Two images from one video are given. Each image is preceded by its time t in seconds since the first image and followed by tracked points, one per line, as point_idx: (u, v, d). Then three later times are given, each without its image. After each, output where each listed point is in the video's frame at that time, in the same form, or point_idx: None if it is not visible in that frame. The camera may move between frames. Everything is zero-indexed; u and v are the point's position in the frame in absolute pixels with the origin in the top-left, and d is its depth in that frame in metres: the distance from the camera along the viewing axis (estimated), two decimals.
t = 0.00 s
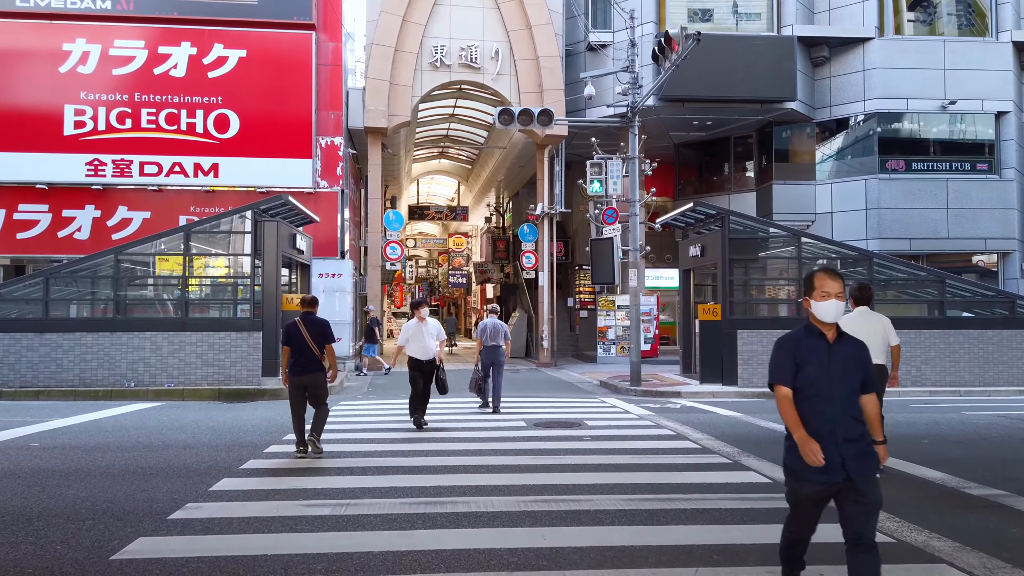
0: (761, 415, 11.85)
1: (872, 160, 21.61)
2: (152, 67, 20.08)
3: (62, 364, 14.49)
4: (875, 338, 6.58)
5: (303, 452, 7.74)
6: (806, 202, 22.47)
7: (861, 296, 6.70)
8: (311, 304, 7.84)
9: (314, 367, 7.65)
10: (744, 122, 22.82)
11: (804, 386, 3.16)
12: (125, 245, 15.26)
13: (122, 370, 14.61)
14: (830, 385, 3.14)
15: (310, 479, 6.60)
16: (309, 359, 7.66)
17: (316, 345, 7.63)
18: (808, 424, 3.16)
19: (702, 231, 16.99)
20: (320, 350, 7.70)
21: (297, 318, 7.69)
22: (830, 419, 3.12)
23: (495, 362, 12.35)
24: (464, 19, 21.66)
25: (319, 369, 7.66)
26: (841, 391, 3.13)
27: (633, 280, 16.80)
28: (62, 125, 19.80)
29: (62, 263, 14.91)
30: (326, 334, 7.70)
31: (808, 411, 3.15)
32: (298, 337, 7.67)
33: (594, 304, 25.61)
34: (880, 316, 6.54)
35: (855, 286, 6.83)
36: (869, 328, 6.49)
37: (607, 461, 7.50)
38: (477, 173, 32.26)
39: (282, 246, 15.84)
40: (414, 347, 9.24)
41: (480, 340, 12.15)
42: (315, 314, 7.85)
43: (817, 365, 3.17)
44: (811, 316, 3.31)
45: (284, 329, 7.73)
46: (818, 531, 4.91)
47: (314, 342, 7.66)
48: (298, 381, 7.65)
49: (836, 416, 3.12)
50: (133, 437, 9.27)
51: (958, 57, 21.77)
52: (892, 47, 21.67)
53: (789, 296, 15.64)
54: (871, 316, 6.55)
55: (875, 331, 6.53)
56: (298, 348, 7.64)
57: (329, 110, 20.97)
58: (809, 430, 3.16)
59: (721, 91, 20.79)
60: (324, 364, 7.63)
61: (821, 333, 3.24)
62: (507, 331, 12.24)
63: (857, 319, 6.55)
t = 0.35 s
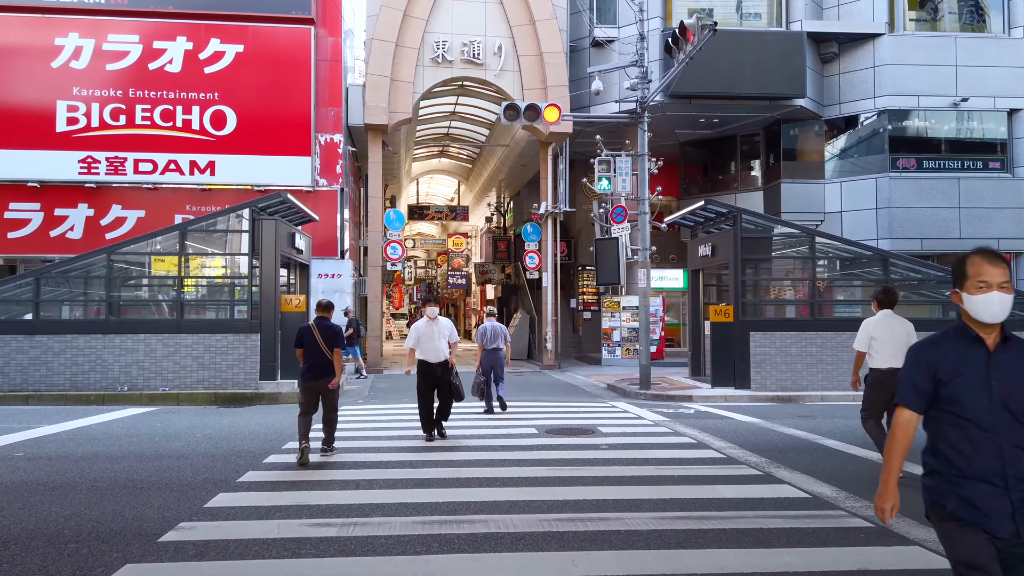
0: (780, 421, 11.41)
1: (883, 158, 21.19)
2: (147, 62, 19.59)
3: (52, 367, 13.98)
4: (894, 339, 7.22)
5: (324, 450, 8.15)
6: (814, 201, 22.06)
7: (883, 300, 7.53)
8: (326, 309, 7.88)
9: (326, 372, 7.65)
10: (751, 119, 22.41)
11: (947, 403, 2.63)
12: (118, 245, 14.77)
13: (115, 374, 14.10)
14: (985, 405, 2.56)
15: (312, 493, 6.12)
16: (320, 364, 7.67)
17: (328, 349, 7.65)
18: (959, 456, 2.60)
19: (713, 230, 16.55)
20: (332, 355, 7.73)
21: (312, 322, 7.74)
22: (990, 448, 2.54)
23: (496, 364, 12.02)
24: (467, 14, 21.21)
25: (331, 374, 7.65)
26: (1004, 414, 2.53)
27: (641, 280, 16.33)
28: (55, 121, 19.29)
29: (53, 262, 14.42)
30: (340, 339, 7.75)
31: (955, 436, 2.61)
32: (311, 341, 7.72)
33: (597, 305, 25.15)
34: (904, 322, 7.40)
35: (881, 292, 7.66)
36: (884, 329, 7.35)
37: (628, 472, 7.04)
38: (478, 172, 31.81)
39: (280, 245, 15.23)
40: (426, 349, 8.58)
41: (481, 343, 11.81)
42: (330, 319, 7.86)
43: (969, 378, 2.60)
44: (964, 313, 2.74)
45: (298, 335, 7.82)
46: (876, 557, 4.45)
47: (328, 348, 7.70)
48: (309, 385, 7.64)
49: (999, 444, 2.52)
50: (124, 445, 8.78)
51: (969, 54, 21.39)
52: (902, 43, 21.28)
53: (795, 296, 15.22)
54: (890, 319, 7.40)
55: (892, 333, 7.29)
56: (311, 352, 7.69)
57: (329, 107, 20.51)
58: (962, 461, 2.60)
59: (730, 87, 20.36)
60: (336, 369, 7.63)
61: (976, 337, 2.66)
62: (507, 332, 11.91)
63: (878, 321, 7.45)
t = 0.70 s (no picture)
0: (802, 426, 10.91)
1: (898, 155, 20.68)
2: (144, 57, 19.13)
3: (45, 371, 13.50)
4: (915, 344, 7.00)
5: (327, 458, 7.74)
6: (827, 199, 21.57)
7: (899, 304, 7.24)
8: (333, 311, 8.19)
9: (337, 371, 7.87)
10: (762, 115, 21.91)
11: None
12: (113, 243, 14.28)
13: (109, 378, 13.61)
14: None
15: (314, 510, 5.64)
16: (332, 364, 7.89)
17: (340, 348, 7.93)
18: None
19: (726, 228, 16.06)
20: (342, 355, 7.98)
21: (322, 324, 8.01)
22: None
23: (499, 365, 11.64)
24: (471, 8, 20.74)
25: (343, 373, 7.88)
26: None
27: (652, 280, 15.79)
28: (49, 118, 18.82)
29: (46, 262, 13.95)
30: (351, 339, 8.02)
31: None
32: (322, 341, 7.96)
33: (604, 305, 24.67)
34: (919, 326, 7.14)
35: (894, 295, 7.35)
36: (907, 333, 7.04)
37: (653, 485, 6.54)
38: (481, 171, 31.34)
39: (280, 243, 14.80)
40: (448, 355, 7.63)
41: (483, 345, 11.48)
42: (338, 321, 8.17)
43: None
44: None
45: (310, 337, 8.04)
46: None
47: (339, 348, 7.96)
48: (321, 385, 7.86)
49: None
50: (114, 454, 8.29)
51: (985, 49, 20.89)
52: (917, 37, 20.80)
53: (807, 296, 14.70)
54: (908, 323, 7.11)
55: (915, 337, 7.01)
56: (323, 353, 7.93)
57: (330, 103, 20.04)
58: None
59: (741, 82, 19.87)
60: (348, 367, 7.87)
61: None
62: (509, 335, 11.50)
63: (897, 325, 7.12)
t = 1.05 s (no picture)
0: (822, 432, 10.43)
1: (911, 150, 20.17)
2: (138, 50, 18.63)
3: (33, 374, 13.03)
4: (920, 344, 6.87)
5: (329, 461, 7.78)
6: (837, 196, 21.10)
7: (907, 303, 7.11)
8: (334, 312, 7.97)
9: (340, 374, 7.78)
10: (771, 110, 21.41)
11: None
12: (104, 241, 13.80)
13: (100, 382, 13.13)
14: None
15: (307, 533, 5.16)
16: (334, 368, 7.76)
17: (342, 352, 7.78)
18: None
19: (738, 225, 15.58)
20: (343, 359, 7.85)
21: (323, 326, 7.80)
22: None
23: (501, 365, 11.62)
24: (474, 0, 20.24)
25: (345, 377, 7.80)
26: None
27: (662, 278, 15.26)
28: (41, 113, 18.33)
29: (34, 261, 13.47)
30: (352, 342, 7.87)
31: None
32: (323, 344, 7.78)
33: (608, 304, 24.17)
34: (930, 325, 7.00)
35: (903, 295, 7.23)
36: (910, 333, 6.92)
37: (675, 501, 6.06)
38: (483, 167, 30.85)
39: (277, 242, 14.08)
40: (464, 361, 6.72)
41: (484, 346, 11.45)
42: (338, 322, 7.96)
43: None
44: None
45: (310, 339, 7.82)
46: None
47: (341, 350, 7.81)
48: (323, 390, 7.76)
49: None
50: (97, 464, 7.82)
51: (1000, 41, 20.38)
52: (931, 29, 20.30)
53: (816, 295, 14.21)
54: (914, 323, 6.98)
55: (918, 338, 6.89)
56: (324, 357, 7.77)
57: (329, 97, 19.55)
58: None
59: (750, 75, 19.37)
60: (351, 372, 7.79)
61: None
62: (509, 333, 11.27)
63: (903, 326, 7.00)
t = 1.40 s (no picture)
0: (842, 438, 9.93)
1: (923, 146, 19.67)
2: (131, 46, 18.18)
3: (19, 379, 12.57)
4: (932, 347, 7.03)
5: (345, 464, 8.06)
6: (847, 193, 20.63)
7: (920, 306, 7.23)
8: (340, 317, 7.91)
9: (346, 380, 7.71)
10: (780, 105, 20.91)
11: None
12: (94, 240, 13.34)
13: (88, 386, 12.67)
14: None
15: (293, 558, 4.67)
16: (343, 373, 7.71)
17: (350, 357, 7.74)
18: None
19: (750, 222, 15.09)
20: (351, 364, 7.79)
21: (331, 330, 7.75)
22: None
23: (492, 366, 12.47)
24: None
25: (352, 382, 7.74)
26: None
27: (670, 278, 14.73)
28: (31, 109, 17.87)
29: (21, 261, 13.00)
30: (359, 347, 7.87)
31: None
32: (330, 350, 7.71)
33: (613, 305, 23.68)
34: (942, 327, 7.17)
35: (917, 295, 7.36)
36: (923, 337, 7.07)
37: (696, 519, 5.56)
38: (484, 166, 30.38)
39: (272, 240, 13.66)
40: (489, 368, 5.70)
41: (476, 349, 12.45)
42: (345, 326, 7.90)
43: None
44: None
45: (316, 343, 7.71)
46: None
47: (348, 355, 7.77)
48: (331, 396, 7.63)
49: None
50: (76, 475, 7.35)
51: (1014, 35, 19.89)
52: (943, 23, 19.82)
53: (826, 295, 13.71)
54: (928, 325, 7.13)
55: (930, 341, 7.04)
56: (332, 362, 7.68)
57: (327, 93, 19.09)
58: None
59: (759, 70, 18.89)
60: (358, 377, 7.72)
61: None
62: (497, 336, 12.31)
63: (917, 328, 7.15)
